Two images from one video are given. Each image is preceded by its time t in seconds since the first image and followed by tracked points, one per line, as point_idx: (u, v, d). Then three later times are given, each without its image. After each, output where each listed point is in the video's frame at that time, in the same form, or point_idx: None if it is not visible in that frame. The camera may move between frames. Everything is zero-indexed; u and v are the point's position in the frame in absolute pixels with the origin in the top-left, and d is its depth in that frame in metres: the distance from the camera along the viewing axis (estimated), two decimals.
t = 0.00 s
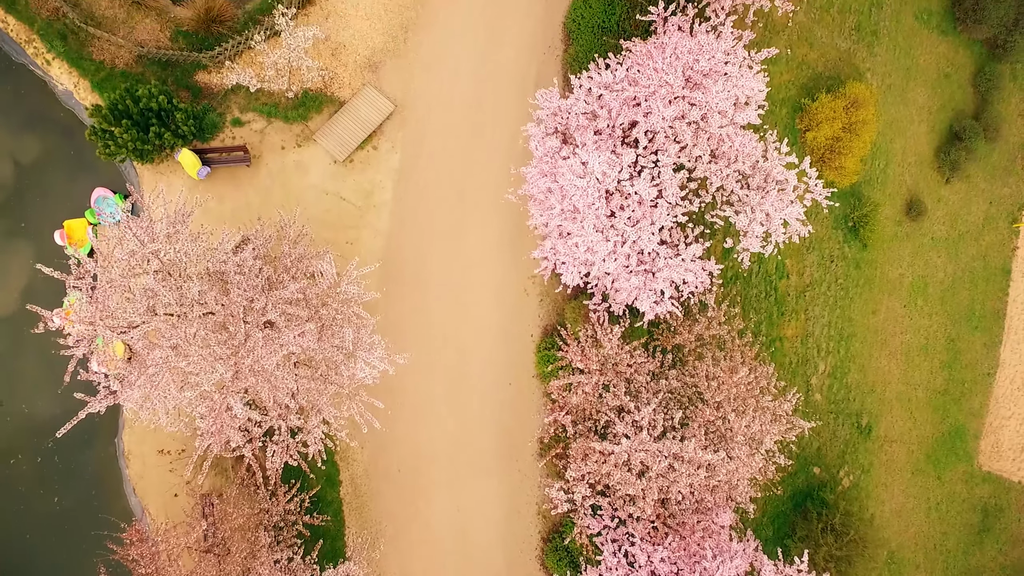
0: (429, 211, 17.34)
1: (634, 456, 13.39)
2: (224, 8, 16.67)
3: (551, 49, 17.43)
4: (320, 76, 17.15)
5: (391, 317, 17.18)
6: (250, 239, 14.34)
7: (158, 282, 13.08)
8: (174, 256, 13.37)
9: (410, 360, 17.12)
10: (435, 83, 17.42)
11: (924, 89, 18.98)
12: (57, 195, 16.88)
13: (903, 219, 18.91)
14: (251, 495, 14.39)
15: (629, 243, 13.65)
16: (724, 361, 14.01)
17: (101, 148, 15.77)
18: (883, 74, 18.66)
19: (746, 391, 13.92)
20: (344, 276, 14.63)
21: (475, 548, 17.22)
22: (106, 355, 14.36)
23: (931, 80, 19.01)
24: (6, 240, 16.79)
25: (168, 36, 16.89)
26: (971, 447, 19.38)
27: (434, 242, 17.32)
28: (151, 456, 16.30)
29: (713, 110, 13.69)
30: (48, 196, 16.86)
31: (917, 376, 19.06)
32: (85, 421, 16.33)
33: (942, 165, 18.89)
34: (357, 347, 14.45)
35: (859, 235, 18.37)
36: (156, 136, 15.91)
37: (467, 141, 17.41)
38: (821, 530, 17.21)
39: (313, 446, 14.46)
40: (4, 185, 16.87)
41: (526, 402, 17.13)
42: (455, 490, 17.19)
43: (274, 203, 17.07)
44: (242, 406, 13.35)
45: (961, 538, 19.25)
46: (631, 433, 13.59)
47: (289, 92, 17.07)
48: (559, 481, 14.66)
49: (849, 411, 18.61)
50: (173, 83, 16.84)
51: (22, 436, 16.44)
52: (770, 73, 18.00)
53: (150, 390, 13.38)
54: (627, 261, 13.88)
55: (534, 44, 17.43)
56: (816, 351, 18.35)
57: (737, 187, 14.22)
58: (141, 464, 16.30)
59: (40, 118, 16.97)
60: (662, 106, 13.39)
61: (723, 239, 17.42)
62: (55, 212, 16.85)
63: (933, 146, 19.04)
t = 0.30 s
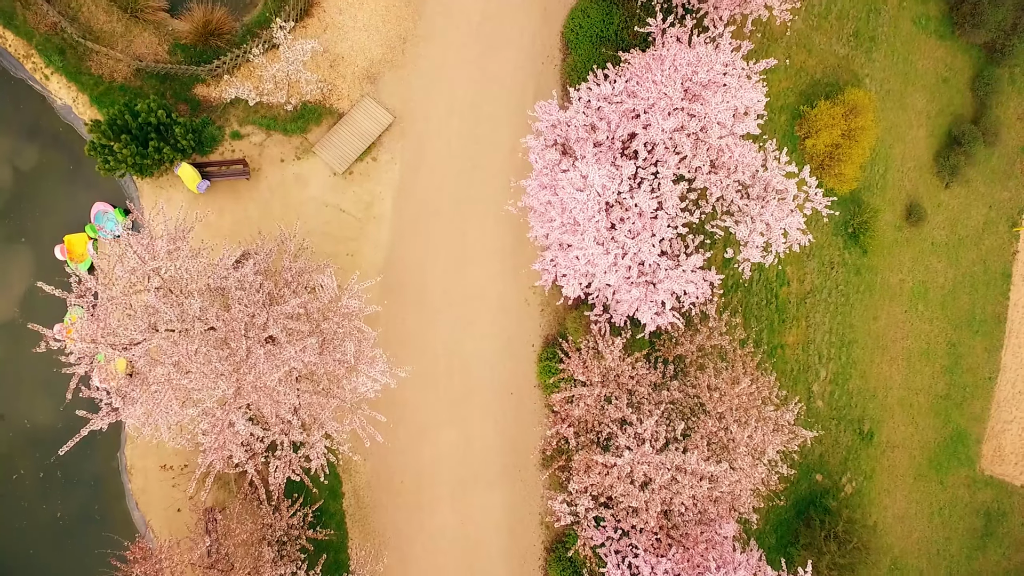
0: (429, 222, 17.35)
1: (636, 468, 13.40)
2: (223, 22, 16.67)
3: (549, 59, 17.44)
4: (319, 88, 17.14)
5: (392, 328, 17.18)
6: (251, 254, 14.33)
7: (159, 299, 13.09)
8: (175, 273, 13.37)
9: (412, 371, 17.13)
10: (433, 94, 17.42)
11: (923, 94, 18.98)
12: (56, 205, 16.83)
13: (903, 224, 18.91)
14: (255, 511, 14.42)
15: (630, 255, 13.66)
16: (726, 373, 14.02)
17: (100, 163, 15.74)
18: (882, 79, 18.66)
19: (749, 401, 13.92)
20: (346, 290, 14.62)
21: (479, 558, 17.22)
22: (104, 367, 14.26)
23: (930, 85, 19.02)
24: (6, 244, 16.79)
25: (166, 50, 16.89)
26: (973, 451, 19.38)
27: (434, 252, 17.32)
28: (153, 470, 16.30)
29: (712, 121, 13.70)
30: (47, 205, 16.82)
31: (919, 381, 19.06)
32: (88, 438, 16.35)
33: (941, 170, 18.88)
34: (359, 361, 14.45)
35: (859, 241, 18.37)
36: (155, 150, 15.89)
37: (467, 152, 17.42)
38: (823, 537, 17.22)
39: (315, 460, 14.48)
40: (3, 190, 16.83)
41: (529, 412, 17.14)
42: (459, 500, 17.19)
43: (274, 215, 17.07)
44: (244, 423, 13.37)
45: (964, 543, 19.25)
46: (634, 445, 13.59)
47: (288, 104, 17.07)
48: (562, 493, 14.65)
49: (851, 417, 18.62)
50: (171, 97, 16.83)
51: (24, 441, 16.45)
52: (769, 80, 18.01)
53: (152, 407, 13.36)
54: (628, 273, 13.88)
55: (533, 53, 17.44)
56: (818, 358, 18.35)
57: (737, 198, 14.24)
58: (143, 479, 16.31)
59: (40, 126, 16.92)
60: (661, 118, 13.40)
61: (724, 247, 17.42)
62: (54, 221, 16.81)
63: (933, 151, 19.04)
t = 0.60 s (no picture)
0: (430, 233, 17.36)
1: (639, 480, 13.40)
2: (221, 35, 16.68)
3: (548, 68, 17.44)
4: (317, 100, 17.14)
5: (393, 340, 17.19)
6: (252, 269, 14.33)
7: (160, 316, 13.11)
8: (177, 290, 13.38)
9: (414, 382, 17.15)
10: (432, 104, 17.42)
11: (921, 99, 18.98)
12: (57, 213, 16.85)
13: (903, 229, 18.90)
14: (259, 527, 14.45)
15: (631, 267, 13.66)
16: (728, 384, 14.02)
17: (100, 179, 15.72)
18: (881, 85, 18.66)
19: (751, 412, 13.92)
20: (347, 304, 14.62)
21: (482, 568, 17.24)
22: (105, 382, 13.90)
23: (929, 90, 19.02)
24: (6, 249, 16.79)
25: (165, 63, 16.90)
26: (976, 455, 19.38)
27: (434, 263, 17.32)
28: (156, 485, 16.33)
29: (712, 133, 13.71)
30: (48, 212, 16.84)
31: (921, 386, 19.07)
32: (91, 455, 16.37)
33: (941, 175, 18.88)
34: (360, 375, 14.45)
35: (859, 247, 18.37)
36: (155, 165, 15.87)
37: (466, 163, 17.42)
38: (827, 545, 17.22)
39: (319, 475, 14.49)
40: (3, 196, 16.83)
41: (531, 422, 17.15)
42: (462, 511, 17.19)
43: (274, 229, 17.07)
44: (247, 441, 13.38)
45: (967, 547, 19.25)
46: (636, 457, 13.60)
47: (287, 117, 17.07)
48: (565, 505, 14.65)
49: (853, 423, 18.62)
50: (170, 110, 16.83)
51: (26, 453, 16.48)
52: (768, 87, 18.01)
53: (155, 424, 13.36)
54: (629, 284, 13.89)
55: (531, 63, 17.45)
56: (819, 364, 18.36)
57: (738, 208, 14.25)
58: (146, 494, 16.33)
59: (42, 134, 16.95)
60: (661, 130, 13.41)
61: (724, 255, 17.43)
62: (54, 232, 16.83)
63: (932, 155, 19.04)
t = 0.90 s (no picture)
0: (430, 245, 17.36)
1: (643, 493, 13.40)
2: (219, 50, 16.68)
3: (546, 78, 17.45)
4: (316, 113, 17.14)
5: (395, 352, 17.18)
6: (253, 285, 14.33)
7: (162, 334, 13.10)
8: (179, 308, 13.39)
9: (417, 394, 17.16)
10: (430, 116, 17.43)
11: (920, 103, 18.98)
12: (57, 225, 16.85)
13: (904, 233, 18.89)
14: (264, 543, 14.47)
15: (631, 279, 13.66)
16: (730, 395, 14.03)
17: (100, 197, 15.72)
18: (879, 90, 18.66)
19: (754, 422, 13.92)
20: (348, 319, 14.61)
21: None
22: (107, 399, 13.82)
23: (927, 94, 19.02)
24: (6, 258, 16.76)
25: (163, 78, 16.90)
26: (979, 459, 19.37)
27: (435, 275, 17.33)
28: (159, 502, 16.35)
29: (711, 144, 13.73)
30: (48, 224, 16.83)
31: (922, 390, 19.07)
32: (95, 473, 16.40)
33: (940, 179, 18.88)
34: (363, 390, 14.44)
35: (859, 252, 18.38)
36: (155, 181, 15.87)
37: (465, 174, 17.43)
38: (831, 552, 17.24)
39: (322, 490, 14.51)
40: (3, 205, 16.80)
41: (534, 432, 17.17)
42: (465, 522, 17.19)
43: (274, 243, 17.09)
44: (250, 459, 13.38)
45: (971, 550, 19.25)
46: (640, 469, 13.61)
47: (286, 131, 17.08)
48: (569, 518, 14.65)
49: (855, 429, 18.62)
50: (169, 125, 16.82)
51: (28, 470, 16.50)
52: (766, 94, 18.02)
53: (158, 443, 13.35)
54: (630, 296, 13.89)
55: (529, 73, 17.45)
56: (821, 371, 18.36)
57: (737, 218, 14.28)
58: (150, 510, 16.35)
59: (41, 145, 16.93)
60: (660, 142, 13.42)
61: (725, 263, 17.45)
62: (55, 245, 16.83)
63: (931, 159, 19.04)
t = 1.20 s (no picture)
0: (429, 256, 17.35)
1: (646, 505, 13.39)
2: (215, 65, 16.69)
3: (543, 88, 17.44)
4: (313, 128, 17.15)
5: (396, 364, 17.18)
6: (253, 303, 14.33)
7: (162, 355, 13.11)
8: (180, 328, 13.41)
9: (419, 405, 17.16)
10: (428, 128, 17.43)
11: (916, 106, 18.99)
12: (56, 242, 16.83)
13: (903, 237, 18.89)
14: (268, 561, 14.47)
15: (631, 290, 13.65)
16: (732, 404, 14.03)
17: (99, 216, 15.72)
18: (876, 94, 18.66)
19: (756, 431, 13.91)
20: (349, 335, 14.61)
21: None
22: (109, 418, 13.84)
23: (924, 97, 19.03)
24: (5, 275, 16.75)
25: (160, 95, 16.90)
26: (982, 461, 19.35)
27: (436, 286, 17.33)
28: (164, 520, 16.35)
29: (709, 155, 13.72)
30: (47, 241, 16.82)
31: (924, 393, 19.06)
32: (98, 494, 16.38)
33: (938, 181, 18.87)
34: (364, 406, 14.43)
35: (859, 257, 18.38)
36: (154, 199, 15.88)
37: (464, 185, 17.42)
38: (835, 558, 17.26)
39: (326, 507, 14.50)
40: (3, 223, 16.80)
41: (536, 442, 17.17)
42: (469, 533, 17.18)
43: (274, 258, 17.08)
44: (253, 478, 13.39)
45: (976, 552, 19.24)
46: (643, 481, 13.60)
47: (283, 146, 17.08)
48: (573, 530, 14.63)
49: (858, 433, 18.63)
50: (166, 142, 16.81)
51: (32, 491, 16.50)
52: (763, 101, 18.07)
53: (161, 464, 13.36)
54: (630, 308, 13.89)
55: (525, 84, 17.45)
56: (822, 376, 18.37)
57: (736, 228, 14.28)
58: (154, 529, 16.36)
59: (39, 160, 16.89)
60: (658, 154, 13.43)
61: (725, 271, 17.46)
62: (54, 262, 16.80)
63: (929, 162, 19.04)
